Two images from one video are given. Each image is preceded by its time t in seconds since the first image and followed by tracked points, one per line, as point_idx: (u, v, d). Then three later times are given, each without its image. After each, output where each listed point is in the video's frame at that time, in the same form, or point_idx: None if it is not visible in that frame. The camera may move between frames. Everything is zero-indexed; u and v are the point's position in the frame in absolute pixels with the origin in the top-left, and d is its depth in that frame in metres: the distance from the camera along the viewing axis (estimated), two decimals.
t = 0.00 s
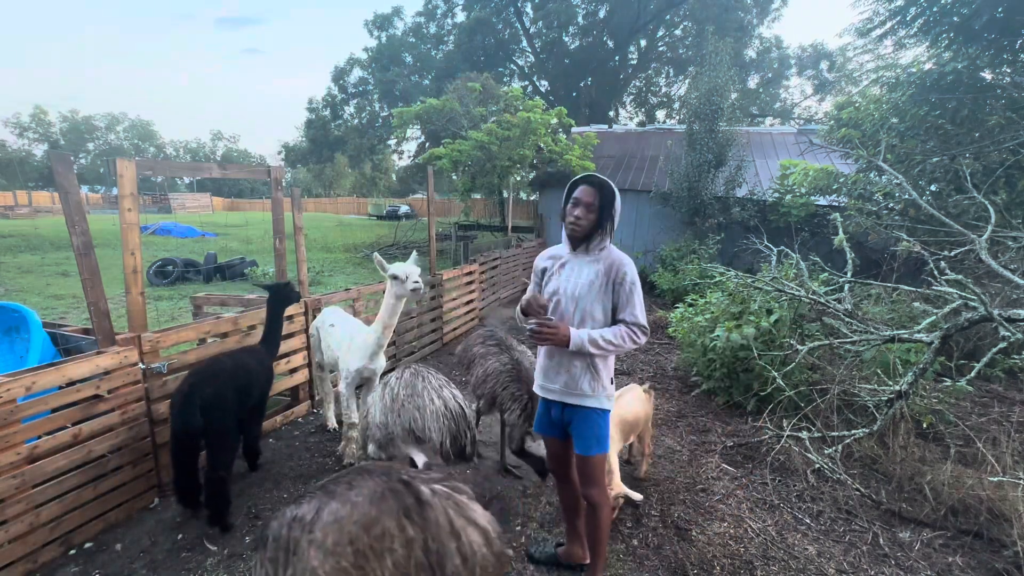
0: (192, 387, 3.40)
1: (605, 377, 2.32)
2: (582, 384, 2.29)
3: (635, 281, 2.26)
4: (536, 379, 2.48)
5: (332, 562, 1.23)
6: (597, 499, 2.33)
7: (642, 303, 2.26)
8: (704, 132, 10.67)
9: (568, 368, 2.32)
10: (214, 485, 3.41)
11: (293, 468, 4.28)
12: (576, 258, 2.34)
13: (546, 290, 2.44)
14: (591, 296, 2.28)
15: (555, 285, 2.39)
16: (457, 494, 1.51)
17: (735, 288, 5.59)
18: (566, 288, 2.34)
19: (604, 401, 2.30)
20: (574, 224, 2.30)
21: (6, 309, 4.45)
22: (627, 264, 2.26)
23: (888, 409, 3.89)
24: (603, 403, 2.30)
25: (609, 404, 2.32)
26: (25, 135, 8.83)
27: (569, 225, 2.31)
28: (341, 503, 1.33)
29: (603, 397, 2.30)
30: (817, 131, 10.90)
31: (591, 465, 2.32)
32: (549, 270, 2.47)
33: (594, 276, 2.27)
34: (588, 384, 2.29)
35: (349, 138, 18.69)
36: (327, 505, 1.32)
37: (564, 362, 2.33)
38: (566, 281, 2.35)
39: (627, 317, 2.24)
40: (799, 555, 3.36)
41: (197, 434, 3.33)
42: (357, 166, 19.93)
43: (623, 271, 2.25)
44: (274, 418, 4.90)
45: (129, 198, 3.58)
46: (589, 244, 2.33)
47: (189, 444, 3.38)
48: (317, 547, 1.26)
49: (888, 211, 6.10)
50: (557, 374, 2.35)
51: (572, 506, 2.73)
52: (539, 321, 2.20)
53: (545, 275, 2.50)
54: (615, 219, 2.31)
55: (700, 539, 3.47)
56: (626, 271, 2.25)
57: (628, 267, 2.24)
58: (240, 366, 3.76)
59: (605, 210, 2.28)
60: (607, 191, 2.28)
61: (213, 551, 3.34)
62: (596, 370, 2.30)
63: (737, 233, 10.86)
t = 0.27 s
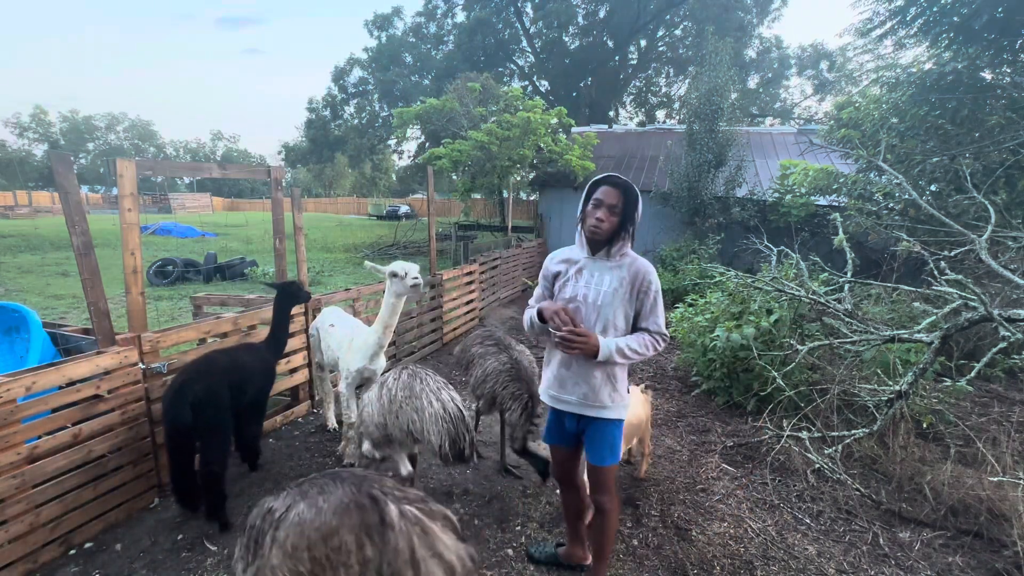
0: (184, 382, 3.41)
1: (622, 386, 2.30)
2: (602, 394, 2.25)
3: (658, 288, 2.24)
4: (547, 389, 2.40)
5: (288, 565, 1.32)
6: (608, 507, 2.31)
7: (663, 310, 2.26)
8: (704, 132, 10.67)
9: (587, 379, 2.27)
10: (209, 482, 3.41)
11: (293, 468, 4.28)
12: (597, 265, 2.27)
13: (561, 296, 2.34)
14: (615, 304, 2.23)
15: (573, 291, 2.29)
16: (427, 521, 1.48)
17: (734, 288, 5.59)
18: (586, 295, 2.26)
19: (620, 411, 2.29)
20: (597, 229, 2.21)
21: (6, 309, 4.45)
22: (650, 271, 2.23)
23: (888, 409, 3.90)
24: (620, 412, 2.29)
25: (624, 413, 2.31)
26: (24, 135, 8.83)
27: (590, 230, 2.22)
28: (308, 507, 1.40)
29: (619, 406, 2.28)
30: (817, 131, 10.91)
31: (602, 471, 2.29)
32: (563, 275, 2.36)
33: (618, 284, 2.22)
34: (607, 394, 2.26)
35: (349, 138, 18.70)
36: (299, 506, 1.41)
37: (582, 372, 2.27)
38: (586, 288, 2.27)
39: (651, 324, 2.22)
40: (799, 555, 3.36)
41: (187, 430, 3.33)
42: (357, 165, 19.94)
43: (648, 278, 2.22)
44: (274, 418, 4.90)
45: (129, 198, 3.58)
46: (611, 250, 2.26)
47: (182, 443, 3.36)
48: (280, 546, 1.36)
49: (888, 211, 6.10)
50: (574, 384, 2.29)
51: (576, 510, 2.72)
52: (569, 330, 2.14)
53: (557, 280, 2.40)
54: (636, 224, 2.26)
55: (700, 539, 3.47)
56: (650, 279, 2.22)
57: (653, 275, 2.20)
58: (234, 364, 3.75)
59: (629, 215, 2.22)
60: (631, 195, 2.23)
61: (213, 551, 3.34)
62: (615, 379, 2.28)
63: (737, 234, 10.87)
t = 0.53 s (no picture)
0: (181, 378, 3.41)
1: (643, 395, 2.23)
2: (628, 406, 2.16)
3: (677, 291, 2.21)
4: (566, 406, 2.24)
5: (264, 550, 1.42)
6: (618, 514, 2.27)
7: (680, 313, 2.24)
8: (704, 132, 10.67)
9: (613, 391, 2.16)
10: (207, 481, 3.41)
11: (293, 468, 4.27)
12: (617, 270, 2.17)
13: (579, 305, 2.20)
14: (639, 310, 2.14)
15: (593, 299, 2.17)
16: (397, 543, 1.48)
17: (735, 288, 5.59)
18: (609, 303, 2.15)
19: (642, 422, 2.22)
20: (616, 233, 2.13)
21: (6, 309, 4.45)
22: (669, 274, 2.19)
23: (888, 409, 3.90)
24: (641, 421, 2.23)
25: (644, 423, 2.24)
26: (24, 135, 8.83)
27: (609, 233, 2.12)
28: (289, 499, 1.44)
29: (642, 416, 2.22)
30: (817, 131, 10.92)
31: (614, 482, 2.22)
32: (578, 282, 2.22)
33: (641, 289, 2.14)
34: (632, 405, 2.18)
35: (349, 138, 18.71)
36: (283, 497, 1.46)
37: (608, 386, 2.15)
38: (607, 295, 2.16)
39: (675, 328, 2.20)
40: (799, 555, 3.36)
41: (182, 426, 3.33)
42: (357, 165, 19.96)
43: (668, 281, 2.18)
44: (274, 418, 4.89)
45: (129, 198, 3.58)
46: (629, 254, 2.19)
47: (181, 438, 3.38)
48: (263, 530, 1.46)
49: (888, 211, 6.10)
50: (599, 398, 2.17)
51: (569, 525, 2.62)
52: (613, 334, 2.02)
53: (571, 287, 2.25)
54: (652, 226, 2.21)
55: (700, 539, 3.47)
56: (670, 282, 2.19)
57: (674, 279, 2.17)
58: (232, 361, 3.74)
59: (646, 218, 2.17)
60: (648, 197, 2.18)
61: (213, 551, 3.34)
62: (638, 389, 2.20)
63: (737, 233, 10.88)
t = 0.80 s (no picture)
0: (180, 377, 3.42)
1: (648, 406, 2.18)
2: (633, 419, 2.12)
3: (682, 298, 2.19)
4: (568, 419, 2.16)
5: (236, 531, 1.37)
6: (620, 518, 2.30)
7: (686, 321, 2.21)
8: (704, 132, 10.67)
9: (618, 403, 2.10)
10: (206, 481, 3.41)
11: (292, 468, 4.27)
12: (622, 276, 2.12)
13: (583, 313, 2.14)
14: (646, 319, 2.09)
15: (598, 306, 2.10)
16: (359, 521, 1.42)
17: (734, 288, 5.59)
18: (615, 311, 2.09)
19: (645, 434, 2.18)
20: (620, 237, 2.09)
21: (6, 309, 4.45)
22: (674, 280, 2.17)
23: (888, 409, 3.90)
24: (646, 434, 2.19)
25: (648, 435, 2.20)
26: (24, 135, 8.84)
27: (613, 237, 2.09)
28: (263, 481, 1.38)
29: (646, 428, 2.18)
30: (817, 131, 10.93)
31: (617, 489, 2.22)
32: (582, 289, 2.16)
33: (648, 296, 2.10)
34: (637, 417, 2.13)
35: (349, 138, 18.71)
36: (257, 479, 1.40)
37: (614, 398, 2.09)
38: (612, 302, 2.10)
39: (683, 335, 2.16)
40: (799, 555, 3.36)
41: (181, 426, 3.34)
42: (357, 165, 19.96)
43: (673, 288, 2.16)
44: (274, 418, 4.89)
45: (129, 198, 3.58)
46: (634, 259, 2.15)
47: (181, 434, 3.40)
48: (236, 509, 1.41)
49: (888, 211, 6.10)
50: (604, 411, 2.10)
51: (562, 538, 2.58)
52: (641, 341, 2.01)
53: (574, 293, 2.19)
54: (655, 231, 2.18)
55: (700, 539, 3.47)
56: (676, 289, 2.16)
57: (678, 284, 2.14)
58: (231, 361, 3.73)
59: (650, 221, 2.14)
60: (652, 200, 2.15)
61: (213, 551, 3.34)
62: (644, 400, 2.15)
63: (737, 233, 10.88)
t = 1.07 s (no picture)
0: (180, 377, 3.42)
1: (640, 421, 2.09)
2: (623, 436, 2.04)
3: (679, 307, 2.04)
4: (554, 438, 2.07)
5: (235, 493, 2.14)
6: (616, 535, 2.28)
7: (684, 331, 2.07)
8: (704, 132, 10.67)
9: (608, 421, 2.00)
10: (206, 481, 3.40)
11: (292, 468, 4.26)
12: (610, 286, 1.99)
13: (570, 326, 2.01)
14: (637, 330, 1.97)
15: (585, 319, 1.98)
16: (316, 503, 2.06)
17: (734, 288, 5.59)
18: (603, 324, 1.97)
19: (638, 450, 2.11)
20: (603, 244, 1.97)
21: (6, 309, 4.45)
22: (669, 287, 2.02)
23: (888, 409, 3.90)
24: (637, 451, 2.11)
25: (640, 451, 2.13)
26: (24, 135, 8.83)
27: (595, 243, 1.97)
28: (253, 461, 2.13)
29: (637, 445, 2.10)
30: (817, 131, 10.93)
31: (615, 507, 2.19)
32: (568, 298, 2.04)
33: (638, 307, 1.97)
34: (628, 434, 2.05)
35: (349, 138, 18.72)
36: (250, 459, 2.15)
37: (603, 416, 2.00)
38: (600, 314, 1.97)
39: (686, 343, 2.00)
40: (799, 555, 3.36)
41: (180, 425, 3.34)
42: (357, 165, 19.97)
43: (668, 296, 2.01)
44: (274, 418, 4.88)
45: (129, 198, 3.58)
46: (623, 266, 2.01)
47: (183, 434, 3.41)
48: (237, 486, 2.15)
49: (888, 211, 6.10)
50: (594, 430, 2.01)
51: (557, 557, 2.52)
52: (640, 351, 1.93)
53: (561, 302, 2.06)
54: (645, 234, 2.03)
55: (700, 539, 3.47)
56: (671, 297, 2.01)
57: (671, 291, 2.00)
58: (231, 360, 3.72)
59: (638, 226, 2.00)
60: (639, 202, 2.01)
61: (213, 551, 3.34)
62: (635, 416, 2.06)
63: (737, 234, 10.88)
